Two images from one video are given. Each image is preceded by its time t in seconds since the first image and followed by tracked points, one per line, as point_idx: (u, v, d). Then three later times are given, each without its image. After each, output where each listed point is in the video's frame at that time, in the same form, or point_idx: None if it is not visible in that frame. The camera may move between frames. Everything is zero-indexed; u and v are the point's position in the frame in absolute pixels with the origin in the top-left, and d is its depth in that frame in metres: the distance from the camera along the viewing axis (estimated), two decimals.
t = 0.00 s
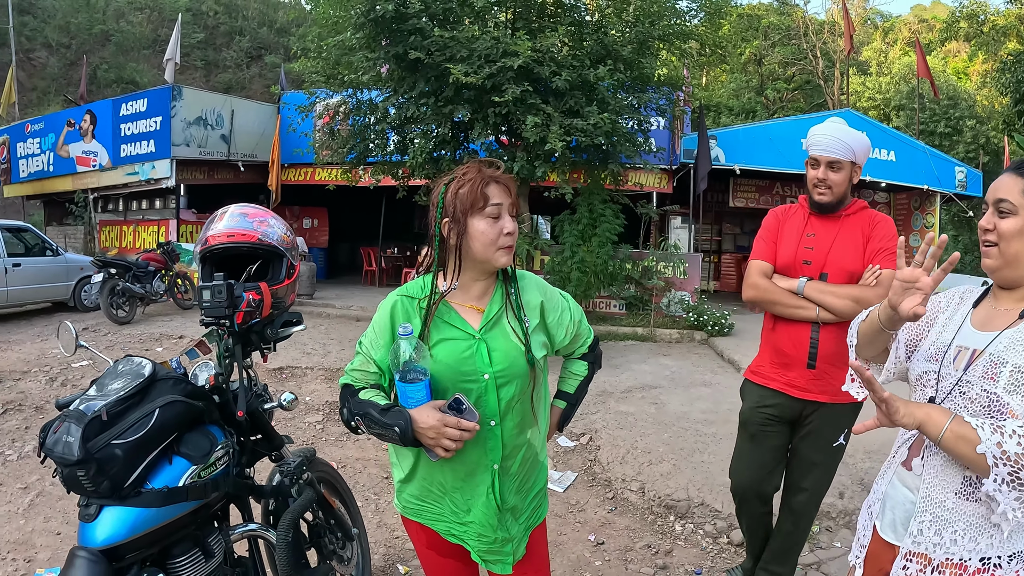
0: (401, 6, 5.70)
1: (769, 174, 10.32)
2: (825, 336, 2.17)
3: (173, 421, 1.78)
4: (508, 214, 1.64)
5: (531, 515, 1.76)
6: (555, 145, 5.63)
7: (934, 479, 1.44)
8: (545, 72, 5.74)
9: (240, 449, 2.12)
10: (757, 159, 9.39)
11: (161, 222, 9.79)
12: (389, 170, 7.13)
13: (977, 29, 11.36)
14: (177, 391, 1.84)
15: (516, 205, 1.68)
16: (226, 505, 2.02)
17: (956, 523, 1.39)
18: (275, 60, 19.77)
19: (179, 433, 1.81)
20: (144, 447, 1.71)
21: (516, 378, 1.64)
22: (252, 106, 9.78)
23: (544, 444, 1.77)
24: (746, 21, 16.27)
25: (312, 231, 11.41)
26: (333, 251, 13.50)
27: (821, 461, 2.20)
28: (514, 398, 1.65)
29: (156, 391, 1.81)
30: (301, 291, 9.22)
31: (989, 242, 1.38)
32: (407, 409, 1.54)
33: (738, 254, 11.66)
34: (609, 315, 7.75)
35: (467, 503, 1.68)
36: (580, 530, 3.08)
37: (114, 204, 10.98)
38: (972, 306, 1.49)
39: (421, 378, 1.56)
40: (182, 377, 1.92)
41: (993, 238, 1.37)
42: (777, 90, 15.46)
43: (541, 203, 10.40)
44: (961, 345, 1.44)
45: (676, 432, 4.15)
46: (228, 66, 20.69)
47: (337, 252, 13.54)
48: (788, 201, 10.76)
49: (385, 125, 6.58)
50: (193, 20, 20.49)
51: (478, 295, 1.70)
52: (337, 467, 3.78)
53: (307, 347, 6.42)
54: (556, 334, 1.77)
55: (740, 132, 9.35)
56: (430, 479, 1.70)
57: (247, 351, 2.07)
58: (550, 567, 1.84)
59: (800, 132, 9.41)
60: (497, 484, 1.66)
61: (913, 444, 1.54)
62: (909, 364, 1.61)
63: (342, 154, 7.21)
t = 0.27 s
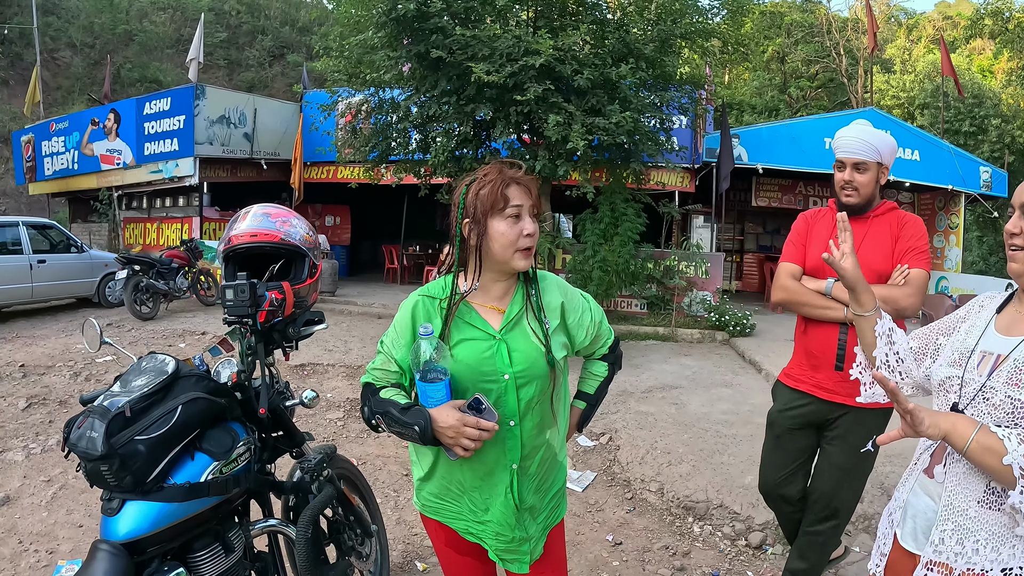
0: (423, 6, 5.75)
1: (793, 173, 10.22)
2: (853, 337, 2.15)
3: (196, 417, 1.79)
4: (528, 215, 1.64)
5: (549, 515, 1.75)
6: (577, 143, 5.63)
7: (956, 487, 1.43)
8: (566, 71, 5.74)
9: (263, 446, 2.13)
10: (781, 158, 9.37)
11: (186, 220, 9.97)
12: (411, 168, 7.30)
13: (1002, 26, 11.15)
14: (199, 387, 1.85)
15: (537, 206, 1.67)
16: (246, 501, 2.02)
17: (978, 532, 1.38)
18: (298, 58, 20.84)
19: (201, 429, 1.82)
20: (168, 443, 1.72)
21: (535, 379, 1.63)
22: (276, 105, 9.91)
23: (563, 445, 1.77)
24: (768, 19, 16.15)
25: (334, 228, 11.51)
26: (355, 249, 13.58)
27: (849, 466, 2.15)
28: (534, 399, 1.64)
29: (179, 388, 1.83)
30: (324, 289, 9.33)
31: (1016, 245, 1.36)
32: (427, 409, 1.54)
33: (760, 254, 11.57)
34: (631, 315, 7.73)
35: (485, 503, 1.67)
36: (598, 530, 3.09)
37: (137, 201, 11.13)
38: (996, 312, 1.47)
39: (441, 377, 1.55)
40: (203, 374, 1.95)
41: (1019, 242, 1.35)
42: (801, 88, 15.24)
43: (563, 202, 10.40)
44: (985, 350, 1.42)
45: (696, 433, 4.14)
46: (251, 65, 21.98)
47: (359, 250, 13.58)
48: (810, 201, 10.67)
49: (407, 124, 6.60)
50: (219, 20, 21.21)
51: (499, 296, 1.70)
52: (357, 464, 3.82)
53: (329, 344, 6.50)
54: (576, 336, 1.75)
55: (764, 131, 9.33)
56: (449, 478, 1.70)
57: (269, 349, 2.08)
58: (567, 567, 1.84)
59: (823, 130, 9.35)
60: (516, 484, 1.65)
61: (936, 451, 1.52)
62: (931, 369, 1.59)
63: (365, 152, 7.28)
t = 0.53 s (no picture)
0: (452, 4, 5.77)
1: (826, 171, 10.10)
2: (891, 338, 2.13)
3: (224, 410, 1.77)
4: (550, 209, 1.62)
5: (574, 514, 1.75)
6: (607, 141, 5.60)
7: (986, 497, 1.38)
8: (596, 68, 5.71)
9: (290, 440, 2.16)
10: (813, 155, 9.40)
11: (217, 216, 10.17)
12: (441, 166, 7.37)
13: None
14: (228, 380, 1.83)
15: (561, 200, 1.65)
16: (274, 494, 2.04)
17: (1007, 542, 1.33)
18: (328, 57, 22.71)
19: (229, 422, 1.80)
20: (197, 434, 1.70)
21: (562, 377, 1.62)
22: (307, 103, 10.06)
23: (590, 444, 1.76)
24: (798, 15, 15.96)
25: (364, 226, 11.66)
26: (385, 246, 13.71)
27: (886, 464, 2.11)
28: (561, 397, 1.64)
29: (208, 380, 1.80)
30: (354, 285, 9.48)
31: None
32: (453, 404, 1.54)
33: (791, 253, 11.42)
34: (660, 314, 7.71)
35: (509, 500, 1.68)
36: (624, 530, 3.08)
37: (169, 199, 11.35)
38: None
39: (468, 372, 1.55)
40: (235, 368, 1.93)
41: None
42: (833, 85, 14.96)
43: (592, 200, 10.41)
44: (1015, 355, 1.36)
45: (725, 434, 4.10)
46: (283, 64, 23.33)
47: (391, 248, 13.78)
48: (842, 200, 10.52)
49: (437, 121, 6.60)
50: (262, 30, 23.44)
51: (527, 293, 1.69)
52: (384, 459, 3.87)
53: (358, 339, 6.60)
54: (606, 334, 1.74)
55: (795, 128, 9.38)
56: (474, 474, 1.70)
57: (298, 343, 2.11)
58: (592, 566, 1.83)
59: (856, 129, 9.38)
60: (541, 481, 1.65)
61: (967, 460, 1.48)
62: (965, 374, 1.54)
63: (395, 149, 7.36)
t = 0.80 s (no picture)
0: (484, 2, 5.80)
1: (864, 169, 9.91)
2: (947, 336, 2.11)
3: (251, 404, 1.78)
4: (570, 201, 1.60)
5: (600, 515, 1.73)
6: (642, 138, 5.58)
7: None
8: (630, 65, 5.70)
9: (319, 434, 2.18)
10: (850, 153, 9.24)
11: (253, 215, 10.38)
12: (476, 164, 7.54)
13: None
14: (257, 374, 1.85)
15: (583, 191, 1.63)
16: (301, 486, 2.07)
17: None
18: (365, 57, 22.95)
19: (257, 415, 1.82)
20: (224, 427, 1.72)
21: (588, 376, 1.60)
22: (341, 103, 10.18)
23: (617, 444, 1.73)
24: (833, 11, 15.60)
25: (400, 224, 11.77)
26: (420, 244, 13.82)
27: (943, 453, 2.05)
28: (588, 395, 1.61)
29: (237, 374, 1.82)
30: (388, 283, 9.69)
31: None
32: (478, 400, 1.53)
33: (828, 254, 11.20)
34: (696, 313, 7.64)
35: (533, 498, 1.67)
36: (653, 531, 3.07)
37: (206, 198, 11.62)
38: None
39: (493, 368, 1.54)
40: (263, 361, 1.95)
41: None
42: (869, 82, 14.63)
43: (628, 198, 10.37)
44: None
45: (759, 436, 4.04)
46: (316, 65, 24.26)
47: (425, 245, 13.87)
48: (880, 199, 10.33)
49: (471, 120, 6.62)
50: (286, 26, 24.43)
51: (556, 289, 1.67)
52: (415, 456, 3.93)
53: (391, 337, 6.71)
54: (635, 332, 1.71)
55: (832, 125, 9.26)
56: (499, 471, 1.70)
57: (326, 338, 2.13)
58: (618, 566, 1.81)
59: (894, 125, 9.22)
60: (566, 480, 1.64)
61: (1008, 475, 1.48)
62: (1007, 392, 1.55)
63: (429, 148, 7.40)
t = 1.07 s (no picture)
0: None
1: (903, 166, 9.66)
2: (993, 333, 2.07)
3: (274, 398, 1.80)
4: (592, 192, 1.59)
5: (621, 517, 1.71)
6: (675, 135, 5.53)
7: None
8: (662, 61, 5.66)
9: (343, 430, 2.20)
10: (887, 150, 9.05)
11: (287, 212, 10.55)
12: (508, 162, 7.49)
13: None
14: (280, 369, 1.87)
15: (606, 184, 1.61)
16: (325, 482, 2.09)
17: None
18: (396, 58, 23.81)
19: (279, 410, 1.84)
20: (246, 421, 1.74)
21: (611, 375, 1.58)
22: (374, 101, 10.28)
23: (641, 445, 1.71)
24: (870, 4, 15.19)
25: (436, 222, 11.70)
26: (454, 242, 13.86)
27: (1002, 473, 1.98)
28: (610, 394, 1.59)
29: (260, 369, 1.84)
30: (421, 281, 9.83)
31: None
32: (498, 398, 1.52)
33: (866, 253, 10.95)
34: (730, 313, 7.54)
35: (553, 499, 1.66)
36: (681, 534, 3.04)
37: (242, 196, 11.88)
38: None
39: (514, 366, 1.53)
40: (287, 357, 1.97)
41: None
42: (907, 78, 14.27)
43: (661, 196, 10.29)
44: None
45: (792, 438, 3.97)
46: (351, 64, 25.05)
47: (461, 243, 13.93)
48: (917, 196, 10.09)
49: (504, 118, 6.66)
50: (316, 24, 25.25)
51: (579, 285, 1.66)
52: (444, 453, 3.99)
53: (423, 334, 6.82)
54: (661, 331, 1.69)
55: (869, 121, 8.98)
56: (520, 471, 1.69)
57: (350, 334, 2.14)
58: (640, 568, 1.79)
59: (931, 121, 8.96)
60: (586, 481, 1.62)
61: None
62: None
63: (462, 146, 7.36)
